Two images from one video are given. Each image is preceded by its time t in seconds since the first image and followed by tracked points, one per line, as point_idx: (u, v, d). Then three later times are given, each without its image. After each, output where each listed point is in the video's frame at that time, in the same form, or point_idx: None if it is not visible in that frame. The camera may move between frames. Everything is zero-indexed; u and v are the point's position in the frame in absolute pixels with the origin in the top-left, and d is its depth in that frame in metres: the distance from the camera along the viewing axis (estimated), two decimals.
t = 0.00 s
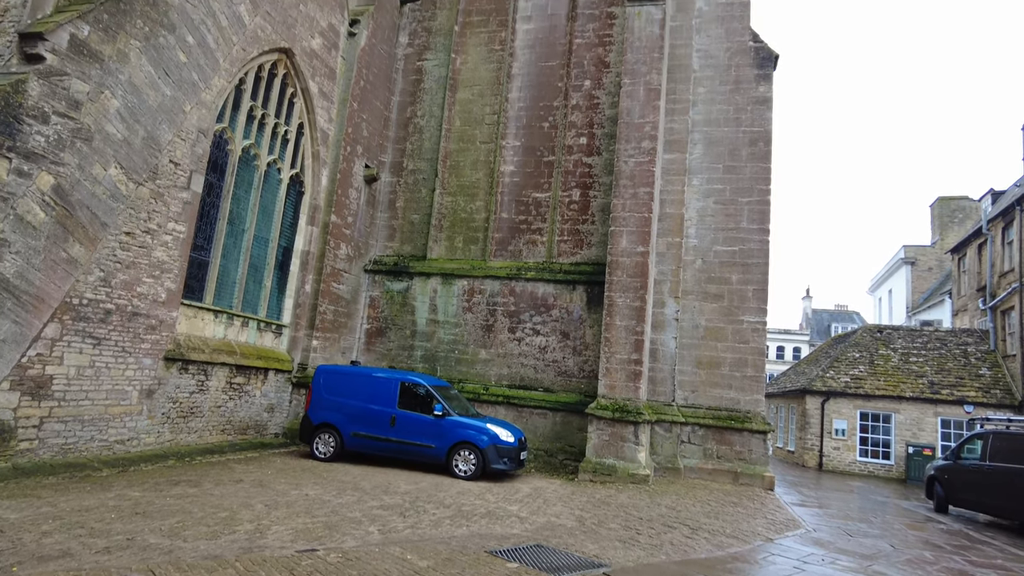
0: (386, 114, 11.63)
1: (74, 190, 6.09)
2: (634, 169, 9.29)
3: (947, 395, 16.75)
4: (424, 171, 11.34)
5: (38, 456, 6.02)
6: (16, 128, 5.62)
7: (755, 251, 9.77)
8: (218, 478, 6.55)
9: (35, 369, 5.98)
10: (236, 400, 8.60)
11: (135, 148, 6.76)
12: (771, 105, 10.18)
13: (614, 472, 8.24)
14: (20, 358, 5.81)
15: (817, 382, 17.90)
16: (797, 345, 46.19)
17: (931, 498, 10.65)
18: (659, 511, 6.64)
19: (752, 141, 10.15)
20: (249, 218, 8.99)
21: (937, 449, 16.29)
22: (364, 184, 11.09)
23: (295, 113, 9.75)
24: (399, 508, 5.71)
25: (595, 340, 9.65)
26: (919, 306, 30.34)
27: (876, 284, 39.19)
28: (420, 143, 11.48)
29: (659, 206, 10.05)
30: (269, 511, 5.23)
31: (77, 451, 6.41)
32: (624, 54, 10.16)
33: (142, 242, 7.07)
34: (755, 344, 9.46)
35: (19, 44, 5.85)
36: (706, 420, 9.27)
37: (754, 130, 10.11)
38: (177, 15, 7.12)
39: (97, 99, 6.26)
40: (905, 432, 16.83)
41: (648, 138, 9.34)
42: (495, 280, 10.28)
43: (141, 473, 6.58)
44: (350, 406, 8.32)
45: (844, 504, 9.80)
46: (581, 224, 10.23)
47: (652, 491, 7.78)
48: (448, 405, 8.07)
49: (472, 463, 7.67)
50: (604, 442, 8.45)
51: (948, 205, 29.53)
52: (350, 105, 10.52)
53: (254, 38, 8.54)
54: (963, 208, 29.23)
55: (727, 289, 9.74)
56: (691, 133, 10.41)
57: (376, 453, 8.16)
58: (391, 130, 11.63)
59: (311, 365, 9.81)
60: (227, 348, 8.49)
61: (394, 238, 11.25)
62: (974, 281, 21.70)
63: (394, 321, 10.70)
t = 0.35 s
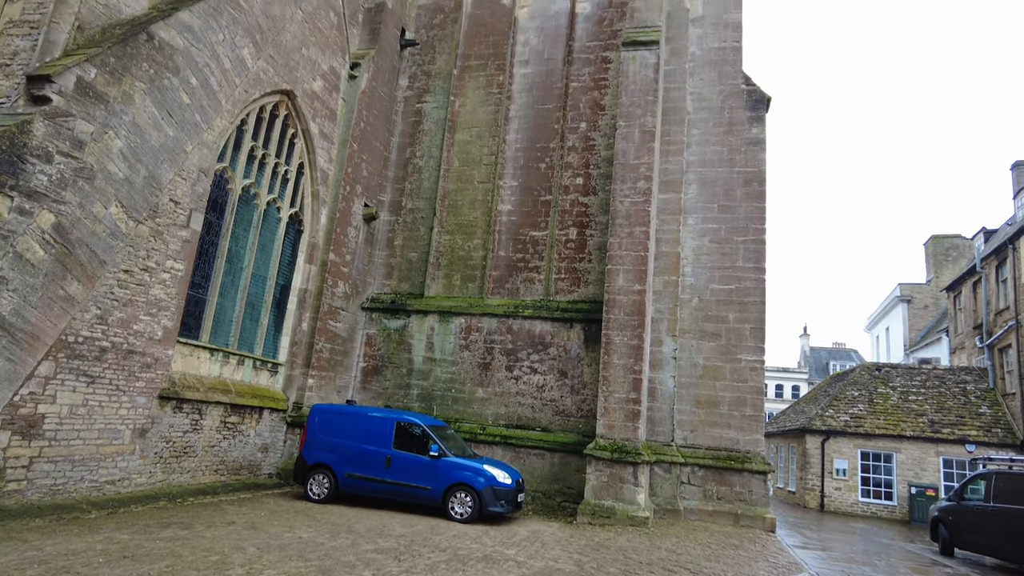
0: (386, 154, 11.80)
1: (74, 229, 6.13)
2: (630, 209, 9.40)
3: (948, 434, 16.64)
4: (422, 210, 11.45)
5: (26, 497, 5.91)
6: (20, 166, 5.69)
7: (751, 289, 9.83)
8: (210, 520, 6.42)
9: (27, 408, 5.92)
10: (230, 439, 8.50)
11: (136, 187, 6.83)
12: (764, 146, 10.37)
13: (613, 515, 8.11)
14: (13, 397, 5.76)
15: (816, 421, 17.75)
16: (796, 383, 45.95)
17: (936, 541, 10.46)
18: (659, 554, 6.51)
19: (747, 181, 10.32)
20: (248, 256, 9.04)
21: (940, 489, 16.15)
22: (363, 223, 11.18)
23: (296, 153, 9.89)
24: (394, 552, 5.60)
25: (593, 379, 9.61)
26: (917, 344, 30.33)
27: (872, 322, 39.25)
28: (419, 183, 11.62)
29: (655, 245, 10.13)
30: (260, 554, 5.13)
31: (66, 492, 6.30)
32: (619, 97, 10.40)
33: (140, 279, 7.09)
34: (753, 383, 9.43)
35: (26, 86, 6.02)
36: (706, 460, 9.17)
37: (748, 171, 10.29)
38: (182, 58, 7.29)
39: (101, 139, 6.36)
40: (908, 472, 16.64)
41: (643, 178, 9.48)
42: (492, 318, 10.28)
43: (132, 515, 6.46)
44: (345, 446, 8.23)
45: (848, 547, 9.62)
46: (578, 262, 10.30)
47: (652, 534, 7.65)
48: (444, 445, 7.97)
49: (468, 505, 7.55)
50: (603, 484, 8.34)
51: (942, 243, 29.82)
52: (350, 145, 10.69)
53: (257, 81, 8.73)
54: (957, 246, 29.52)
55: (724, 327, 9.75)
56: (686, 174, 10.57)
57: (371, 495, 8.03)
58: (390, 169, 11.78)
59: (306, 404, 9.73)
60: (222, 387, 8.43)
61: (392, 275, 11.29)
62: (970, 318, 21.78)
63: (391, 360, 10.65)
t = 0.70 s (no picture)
0: (384, 194, 11.92)
1: (73, 268, 6.14)
2: (626, 248, 9.48)
3: (951, 473, 16.46)
4: (420, 249, 11.52)
5: (11, 541, 5.77)
6: (21, 206, 5.75)
7: (748, 327, 9.84)
8: (200, 565, 6.27)
9: (17, 449, 5.84)
10: (223, 481, 8.36)
11: (136, 226, 6.87)
12: (758, 185, 10.52)
13: (613, 559, 7.95)
14: (3, 437, 5.68)
15: (817, 461, 17.54)
16: (796, 422, 45.57)
17: None
18: None
19: (742, 220, 10.43)
20: (245, 295, 9.05)
21: (946, 531, 15.95)
22: (361, 261, 11.22)
23: (295, 193, 10.00)
24: None
25: (591, 419, 9.53)
26: (916, 382, 30.23)
27: (871, 359, 39.16)
28: (417, 222, 11.72)
29: (651, 283, 10.18)
30: None
31: (53, 537, 6.16)
32: (615, 138, 10.59)
33: (136, 318, 7.08)
34: (753, 423, 9.35)
35: (31, 129, 6.13)
36: (706, 502, 9.03)
37: (743, 210, 10.41)
38: (185, 101, 7.43)
39: (102, 179, 6.43)
40: (912, 513, 16.38)
41: (639, 218, 9.58)
42: (489, 357, 10.25)
43: (120, 560, 6.31)
44: (340, 487, 8.10)
45: None
46: (575, 300, 10.32)
47: None
48: (440, 488, 7.84)
49: (465, 550, 7.38)
50: (602, 527, 8.19)
51: (937, 281, 30.00)
52: (349, 186, 10.82)
53: (258, 122, 8.89)
54: (952, 284, 29.71)
55: (723, 366, 9.72)
56: (681, 213, 10.69)
57: (365, 539, 7.87)
58: (389, 209, 11.89)
59: (301, 445, 9.60)
60: (217, 427, 8.33)
61: (389, 314, 11.28)
62: (969, 356, 21.76)
63: (387, 399, 10.56)
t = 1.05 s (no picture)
0: (383, 236, 12.01)
1: (71, 311, 6.14)
2: (623, 290, 9.52)
3: (957, 518, 16.19)
4: (418, 290, 11.54)
5: None
6: (22, 250, 5.79)
7: (747, 369, 9.80)
8: None
9: (5, 496, 5.73)
10: (216, 528, 8.18)
11: (135, 270, 6.90)
12: (753, 228, 10.65)
13: None
14: None
15: (821, 505, 17.27)
16: (799, 465, 44.94)
17: None
18: None
19: (738, 262, 10.52)
20: (243, 338, 9.03)
21: None
22: (360, 303, 11.23)
23: (295, 236, 10.08)
24: None
25: (590, 464, 9.41)
26: (918, 424, 29.96)
27: (872, 401, 38.87)
28: (416, 264, 11.77)
29: (650, 325, 10.20)
30: None
31: None
32: (611, 182, 10.77)
33: (133, 361, 7.05)
34: (754, 467, 9.23)
35: (36, 173, 6.22)
36: (709, 549, 8.83)
37: (739, 252, 10.51)
38: (188, 146, 7.55)
39: (104, 223, 6.49)
40: (920, 560, 16.01)
41: (635, 260, 9.66)
42: (487, 400, 10.17)
43: None
44: (335, 535, 7.93)
45: None
46: (573, 342, 10.31)
47: None
48: (437, 535, 7.68)
49: None
50: None
51: (935, 322, 30.04)
52: (348, 229, 10.92)
53: (259, 167, 9.03)
54: (950, 324, 29.76)
55: (723, 409, 9.65)
56: (677, 256, 10.78)
57: None
58: (388, 251, 11.96)
59: (296, 490, 9.43)
60: (211, 472, 8.21)
61: (387, 356, 11.23)
62: (970, 397, 21.61)
63: (383, 444, 10.43)
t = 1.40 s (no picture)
0: (383, 278, 12.05)
1: (67, 354, 6.11)
2: (622, 331, 9.51)
3: (968, 563, 15.81)
4: (417, 332, 11.52)
5: None
6: (22, 294, 5.79)
7: (749, 411, 9.72)
8: None
9: None
10: None
11: (134, 313, 6.89)
12: (751, 269, 10.71)
13: None
14: None
15: (828, 549, 16.70)
16: (804, 508, 44.08)
17: None
18: None
19: (736, 303, 10.55)
20: (240, 381, 8.97)
21: None
22: (358, 345, 11.19)
23: (294, 278, 10.12)
24: None
25: (591, 509, 9.24)
26: (923, 465, 29.54)
27: (876, 442, 38.39)
28: (414, 305, 11.78)
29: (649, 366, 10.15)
30: None
31: None
32: (608, 224, 10.87)
33: (129, 405, 6.99)
34: (758, 511, 9.07)
35: (39, 218, 6.29)
36: None
37: (737, 293, 10.55)
38: (190, 190, 7.64)
39: (104, 266, 6.51)
40: None
41: (634, 301, 9.67)
42: (486, 443, 10.05)
43: None
44: None
45: None
46: (572, 384, 10.24)
47: None
48: None
49: None
50: None
51: (935, 360, 30.03)
52: (347, 271, 10.96)
53: (260, 210, 9.14)
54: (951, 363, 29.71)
55: (725, 452, 9.53)
56: (676, 296, 10.81)
57: None
58: (387, 293, 11.97)
59: (291, 537, 9.22)
60: (204, 518, 8.04)
61: (384, 399, 11.12)
62: (975, 438, 21.39)
63: (380, 489, 10.25)
